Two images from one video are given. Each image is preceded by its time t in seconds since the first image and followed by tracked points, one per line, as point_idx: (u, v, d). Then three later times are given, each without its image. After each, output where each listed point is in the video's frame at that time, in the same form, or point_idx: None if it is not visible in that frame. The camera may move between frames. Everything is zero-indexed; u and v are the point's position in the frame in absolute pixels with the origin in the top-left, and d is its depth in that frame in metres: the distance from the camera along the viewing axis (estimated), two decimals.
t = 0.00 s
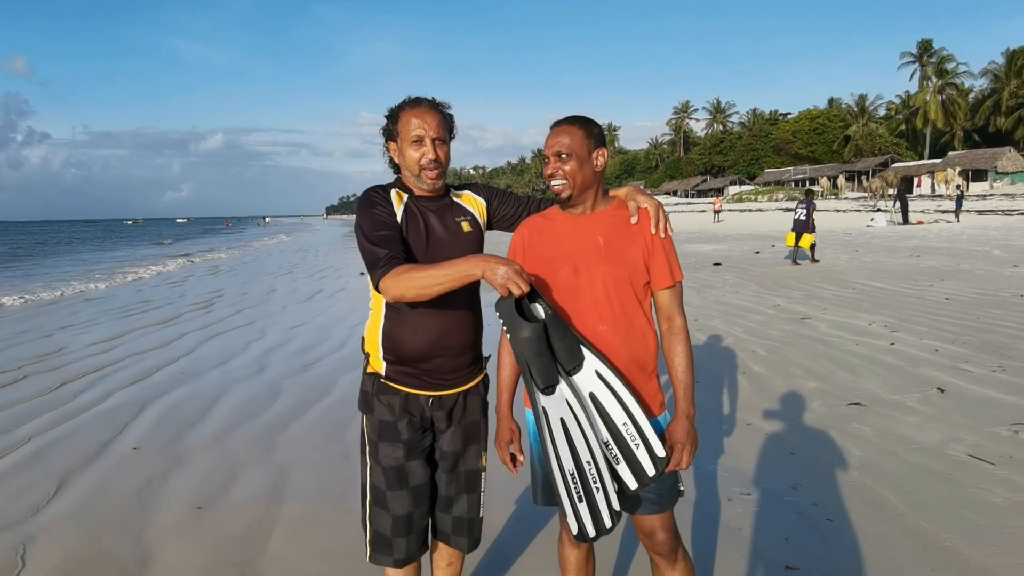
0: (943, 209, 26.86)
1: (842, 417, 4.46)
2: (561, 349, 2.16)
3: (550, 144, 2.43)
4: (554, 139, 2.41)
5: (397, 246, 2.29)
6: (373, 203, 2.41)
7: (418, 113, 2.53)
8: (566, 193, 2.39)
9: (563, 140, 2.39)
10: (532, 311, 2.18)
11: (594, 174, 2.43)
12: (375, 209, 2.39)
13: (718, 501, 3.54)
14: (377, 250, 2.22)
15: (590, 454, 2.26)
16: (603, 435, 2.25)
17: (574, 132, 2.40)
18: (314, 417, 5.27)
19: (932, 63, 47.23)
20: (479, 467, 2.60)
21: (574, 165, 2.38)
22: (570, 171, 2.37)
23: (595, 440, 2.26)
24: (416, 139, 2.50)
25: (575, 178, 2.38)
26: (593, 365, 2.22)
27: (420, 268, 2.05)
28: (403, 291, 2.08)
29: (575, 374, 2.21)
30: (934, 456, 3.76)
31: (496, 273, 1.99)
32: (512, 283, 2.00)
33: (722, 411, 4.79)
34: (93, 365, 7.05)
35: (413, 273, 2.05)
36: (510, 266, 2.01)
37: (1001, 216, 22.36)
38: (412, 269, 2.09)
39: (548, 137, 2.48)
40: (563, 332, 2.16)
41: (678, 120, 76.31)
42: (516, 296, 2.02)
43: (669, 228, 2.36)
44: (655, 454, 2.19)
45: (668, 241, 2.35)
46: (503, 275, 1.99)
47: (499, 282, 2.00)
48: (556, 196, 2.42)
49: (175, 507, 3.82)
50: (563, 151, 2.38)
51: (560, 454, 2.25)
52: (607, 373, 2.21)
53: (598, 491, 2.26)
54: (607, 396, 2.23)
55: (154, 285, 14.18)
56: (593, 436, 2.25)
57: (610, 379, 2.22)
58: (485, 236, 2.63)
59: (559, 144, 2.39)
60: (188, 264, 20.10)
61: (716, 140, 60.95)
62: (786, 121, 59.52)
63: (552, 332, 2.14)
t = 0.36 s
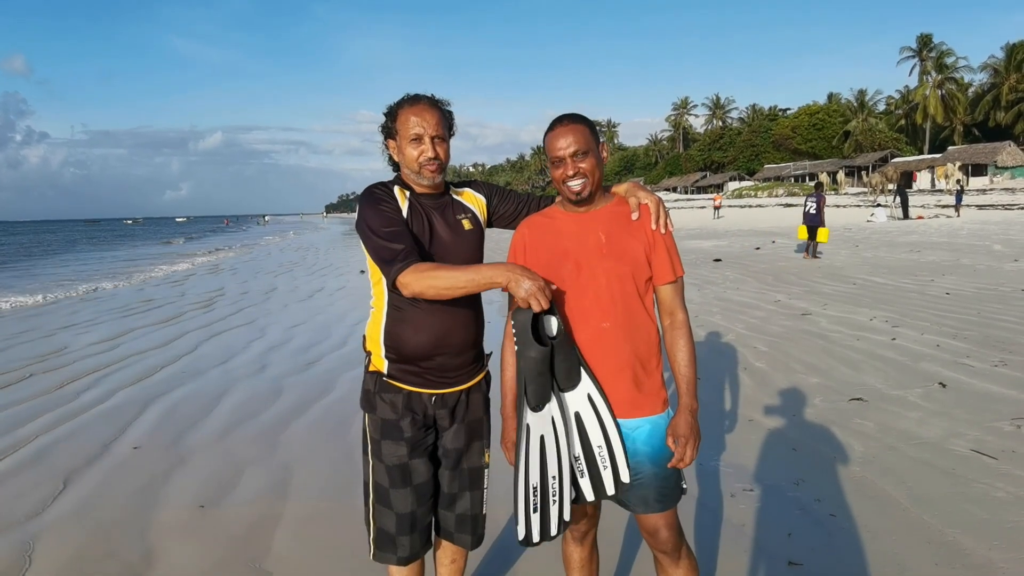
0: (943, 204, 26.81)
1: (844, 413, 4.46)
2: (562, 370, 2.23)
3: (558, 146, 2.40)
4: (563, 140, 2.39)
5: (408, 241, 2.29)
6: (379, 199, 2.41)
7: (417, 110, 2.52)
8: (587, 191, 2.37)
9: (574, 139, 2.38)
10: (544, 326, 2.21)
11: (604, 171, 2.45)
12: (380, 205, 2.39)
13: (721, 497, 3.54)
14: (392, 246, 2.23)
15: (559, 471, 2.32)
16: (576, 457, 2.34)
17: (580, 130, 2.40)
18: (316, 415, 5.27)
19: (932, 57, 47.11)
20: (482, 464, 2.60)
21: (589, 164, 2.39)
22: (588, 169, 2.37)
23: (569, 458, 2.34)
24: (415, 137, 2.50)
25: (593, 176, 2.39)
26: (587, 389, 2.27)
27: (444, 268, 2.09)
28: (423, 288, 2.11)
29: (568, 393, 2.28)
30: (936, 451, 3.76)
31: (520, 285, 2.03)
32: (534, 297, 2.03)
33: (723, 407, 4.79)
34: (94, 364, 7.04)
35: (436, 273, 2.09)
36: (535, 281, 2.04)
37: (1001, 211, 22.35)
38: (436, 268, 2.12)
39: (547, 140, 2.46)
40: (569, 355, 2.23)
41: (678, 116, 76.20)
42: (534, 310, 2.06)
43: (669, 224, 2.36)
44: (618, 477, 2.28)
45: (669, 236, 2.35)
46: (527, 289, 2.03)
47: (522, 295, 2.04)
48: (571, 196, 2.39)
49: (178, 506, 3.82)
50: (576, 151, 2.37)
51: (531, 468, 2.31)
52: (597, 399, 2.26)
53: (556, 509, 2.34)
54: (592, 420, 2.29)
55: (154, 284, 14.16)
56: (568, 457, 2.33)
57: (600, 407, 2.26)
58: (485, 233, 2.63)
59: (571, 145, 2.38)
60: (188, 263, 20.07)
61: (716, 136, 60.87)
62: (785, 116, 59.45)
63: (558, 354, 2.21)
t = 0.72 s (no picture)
0: (943, 202, 26.79)
1: (844, 411, 4.46)
2: (528, 410, 2.23)
3: (553, 149, 2.39)
4: (559, 142, 2.38)
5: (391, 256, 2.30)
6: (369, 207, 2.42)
7: (412, 111, 2.52)
8: (584, 194, 2.38)
9: (569, 142, 2.37)
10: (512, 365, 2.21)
11: (600, 172, 2.45)
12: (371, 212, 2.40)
13: (721, 495, 3.54)
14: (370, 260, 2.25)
15: (521, 500, 2.39)
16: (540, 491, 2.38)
17: (576, 132, 2.40)
18: (316, 414, 5.28)
19: (931, 54, 47.05)
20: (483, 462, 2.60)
21: (585, 167, 2.39)
22: (584, 172, 2.37)
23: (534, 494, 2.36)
24: (411, 137, 2.50)
25: (590, 179, 2.39)
26: (559, 426, 2.27)
27: (415, 296, 2.14)
28: (393, 309, 2.19)
29: (535, 428, 2.28)
30: (937, 449, 3.76)
31: (479, 331, 2.05)
32: (490, 346, 2.06)
33: (723, 405, 4.79)
34: (94, 364, 7.04)
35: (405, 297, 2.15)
36: (496, 329, 2.05)
37: (1001, 208, 22.33)
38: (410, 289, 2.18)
39: (543, 142, 2.46)
40: (535, 398, 2.21)
41: (677, 114, 76.16)
42: (488, 355, 2.09)
43: (667, 221, 2.36)
44: (596, 504, 2.33)
45: (667, 233, 2.35)
46: (483, 336, 2.05)
47: (478, 338, 2.07)
48: (568, 199, 2.39)
49: (179, 505, 3.82)
50: (572, 154, 2.37)
51: (491, 500, 2.36)
52: (569, 435, 2.27)
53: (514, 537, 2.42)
54: (564, 452, 2.30)
55: (155, 284, 14.15)
56: (531, 492, 2.36)
57: (572, 441, 2.27)
58: (484, 231, 2.63)
59: (567, 148, 2.37)
60: (188, 262, 20.06)
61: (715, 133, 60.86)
62: (785, 114, 59.40)
63: (520, 396, 2.21)
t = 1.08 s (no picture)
0: (943, 200, 26.80)
1: (844, 409, 4.46)
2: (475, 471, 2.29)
3: (555, 154, 2.39)
4: (561, 147, 2.38)
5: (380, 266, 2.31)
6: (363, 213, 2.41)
7: (407, 111, 2.52)
8: (585, 198, 2.38)
9: (571, 147, 2.37)
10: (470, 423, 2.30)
11: (602, 175, 2.45)
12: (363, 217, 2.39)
13: (721, 494, 3.53)
14: (356, 271, 2.27)
15: None
16: None
17: (578, 135, 2.40)
18: (316, 413, 5.28)
19: (931, 52, 47.03)
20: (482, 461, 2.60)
21: (587, 171, 2.39)
22: (586, 177, 2.38)
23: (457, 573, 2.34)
24: (407, 138, 2.50)
25: (591, 183, 2.39)
26: (499, 507, 2.35)
27: (397, 320, 2.17)
28: (375, 324, 2.23)
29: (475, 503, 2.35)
30: (937, 448, 3.76)
31: (445, 370, 2.12)
32: (454, 388, 2.13)
33: (722, 405, 4.79)
34: (94, 364, 7.03)
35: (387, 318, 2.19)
36: (463, 373, 2.11)
37: (1000, 207, 22.35)
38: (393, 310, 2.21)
39: (544, 146, 2.45)
40: (484, 461, 2.28)
41: (677, 113, 76.13)
42: (451, 397, 2.16)
43: (668, 221, 2.37)
44: None
45: (668, 233, 2.35)
46: (449, 377, 2.11)
47: (445, 376, 2.13)
48: (569, 203, 2.39)
49: (179, 505, 3.82)
50: (574, 159, 2.37)
51: (412, 562, 2.32)
52: (507, 518, 2.36)
53: None
54: (498, 538, 2.37)
55: (155, 284, 14.13)
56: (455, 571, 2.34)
57: (509, 527, 2.36)
58: (481, 230, 2.63)
59: (569, 152, 2.37)
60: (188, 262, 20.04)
61: (715, 132, 60.82)
62: (784, 113, 59.37)
63: (469, 458, 2.28)
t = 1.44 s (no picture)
0: (943, 199, 26.77)
1: (844, 409, 4.45)
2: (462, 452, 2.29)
3: (555, 149, 2.39)
4: (559, 143, 2.38)
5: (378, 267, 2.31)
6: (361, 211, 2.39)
7: (412, 109, 2.52)
8: (583, 195, 2.37)
9: (571, 143, 2.37)
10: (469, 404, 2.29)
11: (601, 173, 2.45)
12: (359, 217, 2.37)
13: (720, 493, 3.53)
14: (352, 271, 2.28)
15: (404, 546, 2.41)
16: (429, 548, 2.42)
17: (577, 132, 2.40)
18: (315, 413, 5.26)
19: (930, 51, 46.94)
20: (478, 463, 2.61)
21: (586, 168, 2.39)
22: (585, 174, 2.37)
23: (422, 544, 2.40)
24: (408, 137, 2.49)
25: (590, 180, 2.39)
26: (479, 490, 2.37)
27: (395, 315, 2.21)
28: (369, 323, 2.24)
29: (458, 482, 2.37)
30: (936, 447, 3.74)
31: (450, 356, 2.16)
32: (459, 373, 2.17)
33: (721, 404, 4.78)
34: (93, 364, 7.01)
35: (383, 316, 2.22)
36: (467, 358, 2.17)
37: (1000, 206, 22.32)
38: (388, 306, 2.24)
39: (542, 142, 2.45)
40: (474, 444, 2.27)
41: (676, 112, 76.09)
42: (456, 382, 2.20)
43: (667, 220, 2.36)
44: None
45: (667, 233, 2.35)
46: (454, 362, 2.16)
47: (449, 363, 2.17)
48: (567, 199, 2.38)
49: (178, 504, 3.81)
50: (573, 155, 2.37)
51: (380, 523, 2.40)
52: (485, 504, 2.36)
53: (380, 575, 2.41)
54: (471, 522, 2.40)
55: (154, 284, 14.10)
56: (420, 541, 2.40)
57: (483, 513, 2.37)
58: (478, 232, 2.62)
59: (569, 148, 2.37)
60: (187, 262, 20.00)
61: (714, 131, 60.78)
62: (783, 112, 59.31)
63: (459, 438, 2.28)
